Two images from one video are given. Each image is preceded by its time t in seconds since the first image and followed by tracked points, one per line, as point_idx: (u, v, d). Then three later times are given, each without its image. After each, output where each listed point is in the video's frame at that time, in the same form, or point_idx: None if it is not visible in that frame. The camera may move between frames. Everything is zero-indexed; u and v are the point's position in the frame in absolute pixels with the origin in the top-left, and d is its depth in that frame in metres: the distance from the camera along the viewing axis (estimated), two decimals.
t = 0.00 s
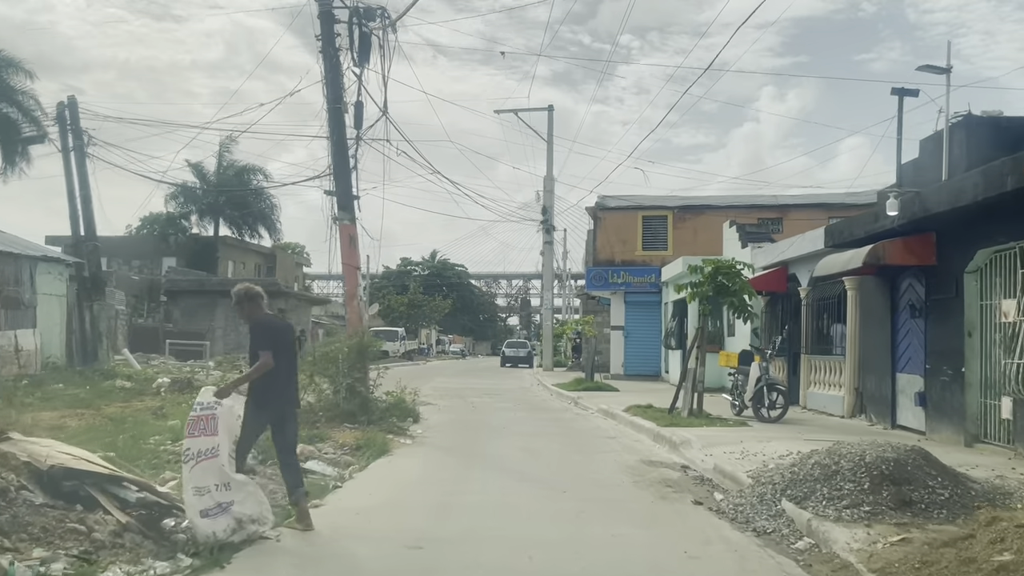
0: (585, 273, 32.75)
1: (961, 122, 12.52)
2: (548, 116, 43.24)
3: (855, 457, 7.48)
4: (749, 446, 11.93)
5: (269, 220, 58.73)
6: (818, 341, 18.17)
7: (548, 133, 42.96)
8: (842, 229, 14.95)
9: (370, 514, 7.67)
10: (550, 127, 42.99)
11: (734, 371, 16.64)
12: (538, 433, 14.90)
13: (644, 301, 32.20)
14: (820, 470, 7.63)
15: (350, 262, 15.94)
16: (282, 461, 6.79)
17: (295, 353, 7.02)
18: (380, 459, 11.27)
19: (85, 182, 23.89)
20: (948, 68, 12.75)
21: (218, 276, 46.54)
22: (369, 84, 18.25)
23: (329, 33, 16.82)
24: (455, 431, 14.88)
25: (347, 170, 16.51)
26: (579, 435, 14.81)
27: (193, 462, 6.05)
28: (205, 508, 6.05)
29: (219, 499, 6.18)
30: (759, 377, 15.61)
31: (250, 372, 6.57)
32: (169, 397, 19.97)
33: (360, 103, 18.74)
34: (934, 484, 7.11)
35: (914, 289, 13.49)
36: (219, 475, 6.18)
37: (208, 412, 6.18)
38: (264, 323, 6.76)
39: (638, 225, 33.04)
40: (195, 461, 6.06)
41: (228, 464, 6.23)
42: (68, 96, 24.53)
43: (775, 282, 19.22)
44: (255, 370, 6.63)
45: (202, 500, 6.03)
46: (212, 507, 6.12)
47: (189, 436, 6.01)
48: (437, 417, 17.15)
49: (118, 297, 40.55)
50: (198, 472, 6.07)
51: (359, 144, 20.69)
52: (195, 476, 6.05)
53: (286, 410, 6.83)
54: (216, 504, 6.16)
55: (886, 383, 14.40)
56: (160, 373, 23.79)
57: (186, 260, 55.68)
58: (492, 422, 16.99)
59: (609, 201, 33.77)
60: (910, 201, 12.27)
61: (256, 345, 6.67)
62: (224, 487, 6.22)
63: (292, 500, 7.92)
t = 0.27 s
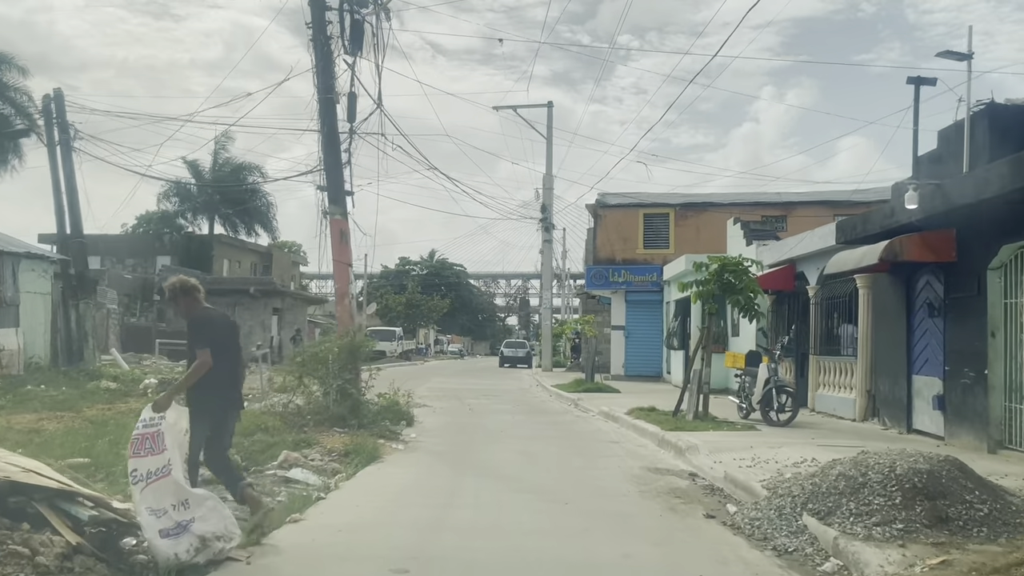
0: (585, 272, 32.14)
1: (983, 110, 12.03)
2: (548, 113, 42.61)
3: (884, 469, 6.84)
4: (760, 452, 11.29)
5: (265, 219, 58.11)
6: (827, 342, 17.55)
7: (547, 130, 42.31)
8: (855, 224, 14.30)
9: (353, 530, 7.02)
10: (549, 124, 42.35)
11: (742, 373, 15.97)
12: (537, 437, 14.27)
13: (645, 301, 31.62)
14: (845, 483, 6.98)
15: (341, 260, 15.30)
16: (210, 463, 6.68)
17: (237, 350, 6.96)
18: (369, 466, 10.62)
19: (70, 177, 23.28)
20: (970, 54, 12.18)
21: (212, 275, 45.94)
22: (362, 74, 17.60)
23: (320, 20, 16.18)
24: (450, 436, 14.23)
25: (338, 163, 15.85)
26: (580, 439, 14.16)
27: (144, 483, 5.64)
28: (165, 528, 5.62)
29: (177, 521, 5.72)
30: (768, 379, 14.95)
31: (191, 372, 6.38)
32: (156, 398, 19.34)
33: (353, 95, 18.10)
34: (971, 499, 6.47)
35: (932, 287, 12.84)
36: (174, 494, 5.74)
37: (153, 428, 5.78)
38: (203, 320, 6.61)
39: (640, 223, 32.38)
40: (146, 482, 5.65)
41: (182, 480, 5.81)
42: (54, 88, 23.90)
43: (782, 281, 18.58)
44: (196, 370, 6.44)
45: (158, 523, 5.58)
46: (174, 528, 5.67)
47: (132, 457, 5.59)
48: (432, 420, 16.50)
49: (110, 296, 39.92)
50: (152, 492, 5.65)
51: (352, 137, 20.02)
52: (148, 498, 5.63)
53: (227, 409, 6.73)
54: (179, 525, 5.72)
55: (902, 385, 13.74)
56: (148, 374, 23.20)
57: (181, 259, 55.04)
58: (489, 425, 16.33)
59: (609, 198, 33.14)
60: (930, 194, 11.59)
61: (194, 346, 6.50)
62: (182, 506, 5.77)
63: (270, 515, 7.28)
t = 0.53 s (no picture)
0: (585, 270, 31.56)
1: (1006, 99, 11.43)
2: (548, 110, 41.96)
3: (921, 482, 6.20)
4: (772, 459, 10.64)
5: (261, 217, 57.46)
6: (836, 342, 16.93)
7: (546, 126, 41.66)
8: (869, 218, 13.66)
9: (334, 550, 6.38)
10: (548, 121, 41.71)
11: (749, 374, 15.33)
12: (536, 442, 13.64)
13: (646, 300, 31.03)
14: (877, 497, 6.35)
15: (332, 256, 14.66)
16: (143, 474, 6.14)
17: (173, 345, 6.68)
18: (358, 474, 9.98)
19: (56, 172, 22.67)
20: (993, 38, 11.54)
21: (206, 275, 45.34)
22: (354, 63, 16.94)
23: (310, 6, 15.52)
24: (444, 440, 13.59)
25: (329, 154, 15.19)
26: (580, 443, 13.52)
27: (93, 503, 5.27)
28: (116, 552, 5.26)
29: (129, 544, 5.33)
30: (777, 381, 14.30)
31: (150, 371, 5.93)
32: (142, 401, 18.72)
33: (346, 84, 17.46)
34: (1019, 515, 5.84)
35: (953, 284, 12.20)
36: (127, 515, 5.36)
37: (110, 440, 5.40)
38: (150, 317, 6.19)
39: (641, 220, 31.75)
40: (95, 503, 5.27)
41: (138, 499, 5.43)
42: (38, 81, 23.27)
43: (790, 278, 17.96)
44: (148, 368, 5.99)
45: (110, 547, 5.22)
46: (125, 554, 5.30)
47: (84, 471, 5.23)
48: (427, 423, 15.86)
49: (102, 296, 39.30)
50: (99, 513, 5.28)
51: (345, 129, 19.37)
52: (96, 519, 5.26)
53: (164, 416, 6.38)
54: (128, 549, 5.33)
55: (919, 387, 13.10)
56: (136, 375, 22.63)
57: (175, 257, 54.44)
58: (487, 428, 15.71)
59: (610, 195, 32.52)
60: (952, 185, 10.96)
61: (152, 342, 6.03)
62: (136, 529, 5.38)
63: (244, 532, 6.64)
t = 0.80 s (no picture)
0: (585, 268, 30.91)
1: None
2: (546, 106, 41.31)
3: (966, 499, 5.56)
4: (786, 466, 9.99)
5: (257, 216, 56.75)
6: (847, 342, 16.28)
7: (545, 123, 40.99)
8: (885, 212, 13.00)
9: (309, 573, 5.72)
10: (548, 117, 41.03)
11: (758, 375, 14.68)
12: (535, 447, 12.98)
13: (647, 299, 30.43)
14: (916, 515, 5.71)
15: (322, 252, 13.99)
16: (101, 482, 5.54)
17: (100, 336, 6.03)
18: (344, 483, 9.31)
19: (40, 167, 21.98)
20: (1019, 20, 10.88)
21: (200, 274, 44.73)
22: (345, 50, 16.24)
23: None
24: (438, 445, 12.94)
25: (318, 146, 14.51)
26: (580, 449, 12.87)
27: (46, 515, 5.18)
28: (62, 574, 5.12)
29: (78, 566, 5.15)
30: (788, 382, 13.65)
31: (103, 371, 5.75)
32: (127, 403, 18.08)
33: (337, 73, 16.77)
34: None
35: (977, 280, 11.54)
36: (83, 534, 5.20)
37: (74, 450, 5.28)
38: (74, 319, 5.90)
39: (642, 218, 31.11)
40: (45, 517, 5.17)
41: (99, 516, 5.28)
42: (21, 73, 22.58)
43: (798, 276, 17.31)
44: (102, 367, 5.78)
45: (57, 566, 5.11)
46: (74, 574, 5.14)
47: (39, 480, 5.19)
48: (421, 426, 15.20)
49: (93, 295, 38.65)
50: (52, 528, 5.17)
51: (337, 121, 18.70)
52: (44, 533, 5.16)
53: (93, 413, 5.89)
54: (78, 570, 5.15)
55: (938, 389, 12.45)
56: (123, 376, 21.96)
57: (170, 257, 53.81)
58: (483, 431, 15.06)
59: (610, 192, 31.86)
60: (978, 174, 10.29)
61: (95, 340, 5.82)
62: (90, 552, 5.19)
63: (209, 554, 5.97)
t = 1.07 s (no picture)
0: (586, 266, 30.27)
1: None
2: (546, 102, 40.65)
3: None
4: (804, 474, 9.33)
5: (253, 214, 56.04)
6: (859, 340, 15.61)
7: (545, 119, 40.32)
8: (905, 204, 12.32)
9: None
10: (547, 113, 40.36)
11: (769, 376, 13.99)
12: (534, 452, 12.31)
13: (649, 297, 29.83)
14: (969, 538, 5.06)
15: (311, 247, 13.31)
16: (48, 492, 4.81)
17: None
18: (328, 494, 8.63)
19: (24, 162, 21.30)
20: None
21: (195, 273, 44.11)
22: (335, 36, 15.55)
23: None
24: (432, 450, 12.27)
25: (307, 136, 13.83)
26: (581, 453, 12.23)
27: None
28: None
29: None
30: (801, 384, 12.95)
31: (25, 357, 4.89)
32: (111, 406, 17.42)
33: (327, 61, 16.08)
34: None
35: (1005, 275, 10.88)
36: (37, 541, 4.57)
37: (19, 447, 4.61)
38: None
39: (644, 214, 30.44)
40: None
41: (54, 516, 4.70)
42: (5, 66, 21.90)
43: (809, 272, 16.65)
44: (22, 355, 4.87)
45: None
46: None
47: None
48: (416, 430, 14.53)
49: (84, 294, 38.00)
50: None
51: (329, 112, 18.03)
52: None
53: None
54: None
55: (960, 391, 11.81)
56: (110, 377, 21.29)
57: (165, 256, 53.20)
58: (480, 435, 14.39)
59: (611, 188, 31.19)
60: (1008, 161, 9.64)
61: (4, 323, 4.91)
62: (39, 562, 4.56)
63: None
